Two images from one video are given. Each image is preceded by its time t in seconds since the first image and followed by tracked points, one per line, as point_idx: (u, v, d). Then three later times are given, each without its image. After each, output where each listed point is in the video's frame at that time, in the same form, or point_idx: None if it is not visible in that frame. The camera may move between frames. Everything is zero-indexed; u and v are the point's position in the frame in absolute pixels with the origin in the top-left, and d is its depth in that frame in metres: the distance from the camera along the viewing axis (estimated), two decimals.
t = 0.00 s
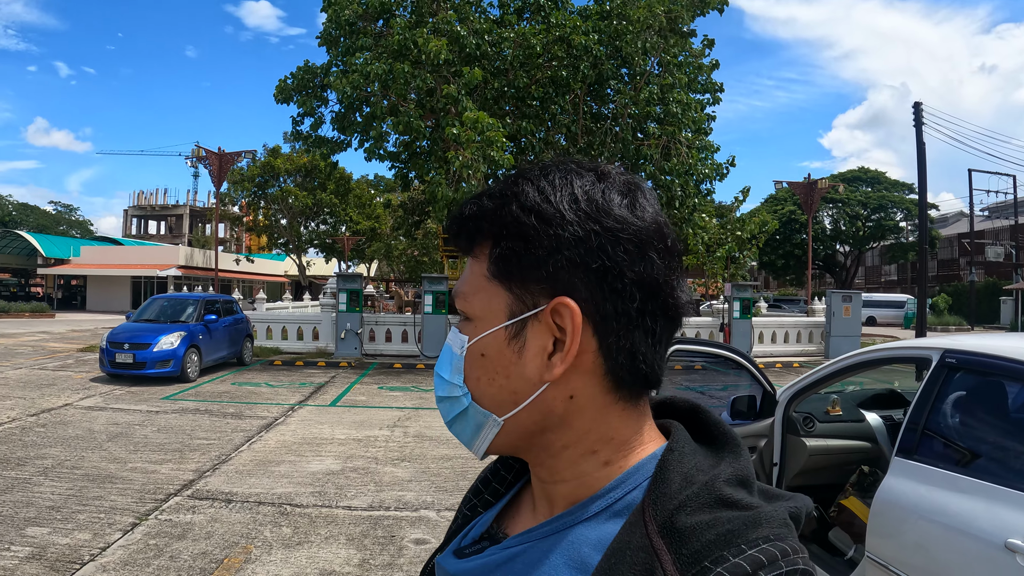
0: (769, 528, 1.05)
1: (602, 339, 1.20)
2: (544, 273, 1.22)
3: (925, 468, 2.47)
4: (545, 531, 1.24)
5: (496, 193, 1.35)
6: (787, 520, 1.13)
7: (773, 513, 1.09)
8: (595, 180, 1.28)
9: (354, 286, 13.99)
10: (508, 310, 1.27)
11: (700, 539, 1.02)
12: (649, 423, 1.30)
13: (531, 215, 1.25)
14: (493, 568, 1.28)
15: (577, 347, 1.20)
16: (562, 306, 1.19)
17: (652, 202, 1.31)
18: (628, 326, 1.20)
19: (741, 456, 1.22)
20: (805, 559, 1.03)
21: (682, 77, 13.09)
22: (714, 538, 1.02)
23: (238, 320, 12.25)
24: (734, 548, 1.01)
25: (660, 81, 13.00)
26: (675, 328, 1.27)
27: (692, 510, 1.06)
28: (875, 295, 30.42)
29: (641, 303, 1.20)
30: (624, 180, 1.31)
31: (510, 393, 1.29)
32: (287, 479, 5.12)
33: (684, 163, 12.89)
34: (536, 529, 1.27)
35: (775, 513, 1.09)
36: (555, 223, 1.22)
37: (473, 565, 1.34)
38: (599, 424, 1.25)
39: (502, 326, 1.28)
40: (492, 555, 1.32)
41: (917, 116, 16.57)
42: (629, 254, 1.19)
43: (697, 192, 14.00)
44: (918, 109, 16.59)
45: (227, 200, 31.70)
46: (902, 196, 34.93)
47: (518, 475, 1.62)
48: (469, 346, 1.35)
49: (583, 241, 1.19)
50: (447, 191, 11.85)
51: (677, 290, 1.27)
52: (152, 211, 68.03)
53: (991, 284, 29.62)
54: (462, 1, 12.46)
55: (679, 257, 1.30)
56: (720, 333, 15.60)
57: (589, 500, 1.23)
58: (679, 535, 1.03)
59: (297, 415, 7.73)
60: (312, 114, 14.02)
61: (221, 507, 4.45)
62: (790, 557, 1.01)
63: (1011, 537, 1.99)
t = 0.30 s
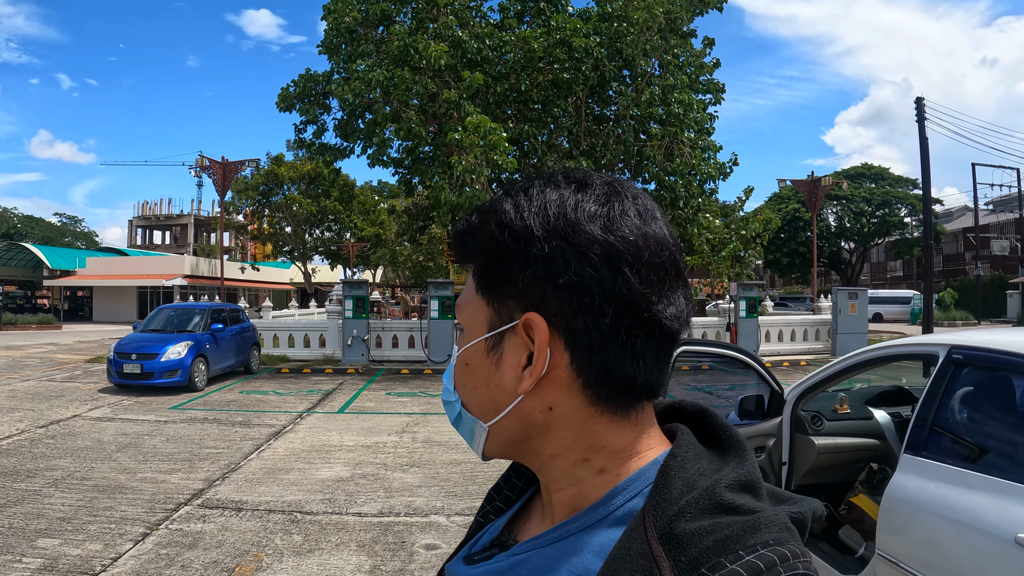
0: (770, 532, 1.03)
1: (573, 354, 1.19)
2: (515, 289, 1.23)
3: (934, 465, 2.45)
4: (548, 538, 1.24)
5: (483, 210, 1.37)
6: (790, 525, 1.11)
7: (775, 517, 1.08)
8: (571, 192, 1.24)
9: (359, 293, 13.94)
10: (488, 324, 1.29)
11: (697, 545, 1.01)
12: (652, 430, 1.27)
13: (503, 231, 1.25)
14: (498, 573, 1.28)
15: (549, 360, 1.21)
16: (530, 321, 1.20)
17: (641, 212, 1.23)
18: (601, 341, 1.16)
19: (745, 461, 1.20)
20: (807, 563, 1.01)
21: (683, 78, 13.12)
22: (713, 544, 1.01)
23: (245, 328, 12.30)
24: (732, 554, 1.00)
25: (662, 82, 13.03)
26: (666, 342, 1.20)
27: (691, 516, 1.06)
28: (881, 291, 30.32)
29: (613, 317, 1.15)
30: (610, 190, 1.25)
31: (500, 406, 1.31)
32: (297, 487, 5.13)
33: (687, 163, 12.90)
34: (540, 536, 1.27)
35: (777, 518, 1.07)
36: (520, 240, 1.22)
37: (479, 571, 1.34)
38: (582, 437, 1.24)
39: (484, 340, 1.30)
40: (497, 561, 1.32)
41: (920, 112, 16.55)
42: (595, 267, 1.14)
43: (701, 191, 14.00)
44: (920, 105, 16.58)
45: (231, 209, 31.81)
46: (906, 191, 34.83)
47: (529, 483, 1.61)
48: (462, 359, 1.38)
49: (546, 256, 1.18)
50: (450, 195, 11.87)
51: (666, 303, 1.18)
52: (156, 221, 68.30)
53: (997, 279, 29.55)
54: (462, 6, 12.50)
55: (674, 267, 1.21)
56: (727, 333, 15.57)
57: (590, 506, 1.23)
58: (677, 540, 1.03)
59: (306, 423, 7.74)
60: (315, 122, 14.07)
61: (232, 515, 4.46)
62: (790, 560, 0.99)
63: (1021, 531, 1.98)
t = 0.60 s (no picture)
0: (783, 533, 1.03)
1: (569, 359, 1.21)
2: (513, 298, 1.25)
3: (936, 465, 2.45)
4: (562, 542, 1.24)
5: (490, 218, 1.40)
6: (804, 525, 1.10)
7: (788, 516, 1.07)
8: (567, 200, 1.24)
9: (356, 299, 14.08)
10: (493, 332, 1.32)
11: (710, 547, 1.01)
12: (666, 434, 1.26)
13: (501, 241, 1.28)
14: None
15: (546, 366, 1.24)
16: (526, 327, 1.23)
17: (641, 217, 1.20)
18: (596, 348, 1.17)
19: (760, 463, 1.20)
20: (821, 562, 1.01)
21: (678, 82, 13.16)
22: (725, 545, 1.00)
23: (241, 335, 12.26)
24: (744, 555, 0.99)
25: (657, 87, 13.07)
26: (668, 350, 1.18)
27: (704, 518, 1.05)
28: (878, 293, 30.38)
29: (605, 326, 1.16)
30: (609, 196, 1.24)
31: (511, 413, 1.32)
32: (297, 494, 5.11)
33: (683, 167, 12.92)
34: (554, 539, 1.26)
35: (791, 518, 1.07)
36: (515, 249, 1.24)
37: None
38: (587, 441, 1.25)
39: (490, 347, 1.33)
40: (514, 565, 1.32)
41: (916, 114, 16.62)
42: (584, 275, 1.15)
43: (697, 195, 14.02)
44: (914, 107, 16.67)
45: (227, 215, 31.76)
46: (901, 193, 34.96)
47: (547, 489, 1.60)
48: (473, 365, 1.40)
49: (538, 265, 1.20)
50: (447, 201, 11.86)
51: (665, 310, 1.16)
52: (152, 228, 68.15)
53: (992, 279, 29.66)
54: (458, 11, 12.51)
55: (676, 273, 1.18)
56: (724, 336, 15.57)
57: (603, 510, 1.22)
58: (690, 543, 1.02)
59: (305, 429, 7.72)
60: (311, 128, 14.07)
61: (232, 522, 4.44)
62: (804, 561, 0.99)
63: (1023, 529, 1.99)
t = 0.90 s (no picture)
0: (793, 534, 1.01)
1: (584, 368, 1.21)
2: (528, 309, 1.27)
3: (949, 470, 2.43)
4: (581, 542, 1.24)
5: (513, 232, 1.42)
6: (817, 526, 1.08)
7: (800, 518, 1.05)
8: (581, 212, 1.24)
9: (354, 305, 13.98)
10: (515, 341, 1.33)
11: (718, 547, 1.00)
12: (690, 438, 1.24)
13: (518, 254, 1.30)
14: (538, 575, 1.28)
15: (562, 374, 1.25)
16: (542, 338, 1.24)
17: (653, 230, 1.19)
18: (608, 359, 1.17)
19: (781, 466, 1.17)
20: (828, 563, 0.99)
21: (675, 88, 13.20)
22: (732, 546, 1.00)
23: (239, 341, 12.22)
24: (750, 556, 0.98)
25: (654, 93, 13.11)
26: (684, 361, 1.16)
27: (715, 518, 1.04)
28: (874, 298, 30.44)
29: (616, 337, 1.15)
30: (622, 209, 1.23)
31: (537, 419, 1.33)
32: (298, 501, 5.08)
33: (681, 172, 12.96)
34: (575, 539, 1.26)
35: (802, 519, 1.05)
36: (529, 263, 1.26)
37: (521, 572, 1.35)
38: (606, 446, 1.24)
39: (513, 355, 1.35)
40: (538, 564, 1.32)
41: (911, 119, 16.70)
42: (593, 287, 1.15)
43: (694, 201, 14.05)
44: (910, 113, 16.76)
45: (224, 221, 31.68)
46: (896, 199, 35.09)
47: (579, 492, 1.60)
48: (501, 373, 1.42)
49: (549, 277, 1.21)
50: (445, 207, 11.84)
51: (678, 321, 1.14)
52: (147, 235, 68.03)
53: (988, 284, 29.76)
54: (455, 18, 12.55)
55: (688, 284, 1.15)
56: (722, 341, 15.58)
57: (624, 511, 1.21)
58: (699, 543, 1.02)
59: (304, 436, 7.69)
60: (309, 133, 14.06)
61: (233, 531, 4.41)
62: (809, 562, 0.97)
63: None
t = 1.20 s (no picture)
0: (801, 534, 0.99)
1: (598, 372, 1.19)
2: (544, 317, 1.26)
3: (974, 476, 2.39)
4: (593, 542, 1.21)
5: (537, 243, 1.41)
6: (828, 528, 1.05)
7: (811, 519, 1.03)
8: (596, 221, 1.23)
9: (350, 308, 13.91)
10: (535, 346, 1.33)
11: (726, 545, 0.99)
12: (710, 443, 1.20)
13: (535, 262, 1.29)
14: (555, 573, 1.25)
15: (579, 379, 1.23)
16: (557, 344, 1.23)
17: (664, 239, 1.16)
18: (621, 364, 1.15)
19: (799, 468, 1.14)
20: (836, 564, 0.96)
21: (672, 91, 13.21)
22: (741, 544, 0.98)
23: (234, 345, 12.15)
24: (756, 554, 0.97)
25: (652, 96, 13.11)
26: (699, 368, 1.13)
27: (725, 517, 1.02)
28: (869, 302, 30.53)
29: (626, 344, 1.13)
30: (634, 216, 1.21)
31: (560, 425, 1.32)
32: (296, 509, 5.04)
33: (679, 176, 12.98)
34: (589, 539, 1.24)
35: (812, 520, 1.03)
36: (543, 271, 1.25)
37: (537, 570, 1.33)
38: (624, 449, 1.22)
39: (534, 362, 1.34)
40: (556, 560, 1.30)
41: (908, 124, 16.77)
42: (602, 294, 1.14)
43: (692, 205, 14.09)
44: (906, 117, 16.88)
45: (218, 224, 31.54)
46: (892, 203, 35.23)
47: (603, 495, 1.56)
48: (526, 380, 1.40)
49: (562, 284, 1.20)
50: (442, 210, 11.82)
51: (691, 329, 1.11)
52: (141, 236, 67.77)
53: (982, 289, 29.99)
54: (452, 20, 12.53)
55: (701, 292, 1.12)
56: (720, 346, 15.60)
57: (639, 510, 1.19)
58: (708, 542, 1.00)
59: (301, 442, 7.63)
60: (304, 135, 14.01)
61: (230, 540, 4.36)
62: (816, 561, 0.95)
63: None
